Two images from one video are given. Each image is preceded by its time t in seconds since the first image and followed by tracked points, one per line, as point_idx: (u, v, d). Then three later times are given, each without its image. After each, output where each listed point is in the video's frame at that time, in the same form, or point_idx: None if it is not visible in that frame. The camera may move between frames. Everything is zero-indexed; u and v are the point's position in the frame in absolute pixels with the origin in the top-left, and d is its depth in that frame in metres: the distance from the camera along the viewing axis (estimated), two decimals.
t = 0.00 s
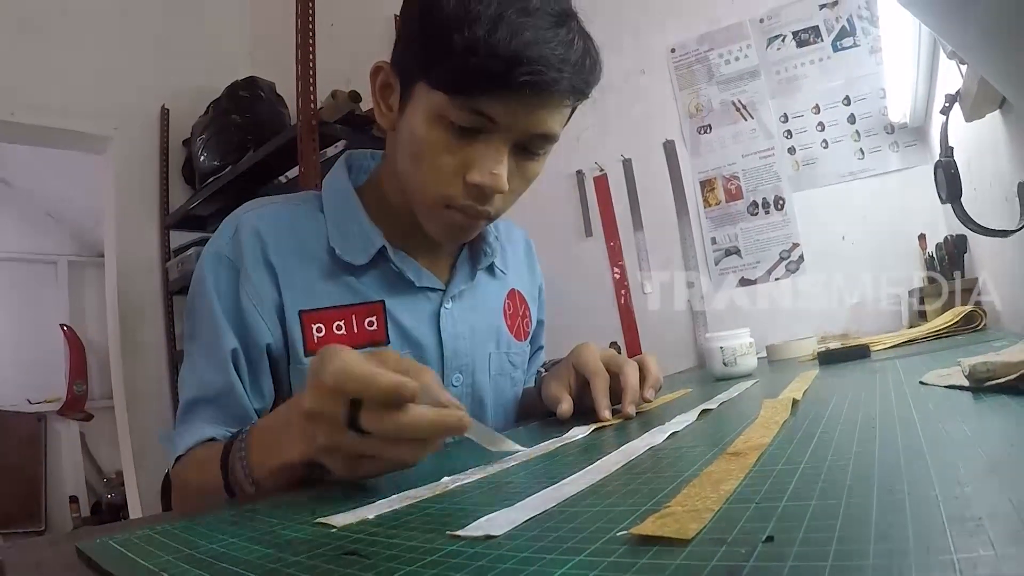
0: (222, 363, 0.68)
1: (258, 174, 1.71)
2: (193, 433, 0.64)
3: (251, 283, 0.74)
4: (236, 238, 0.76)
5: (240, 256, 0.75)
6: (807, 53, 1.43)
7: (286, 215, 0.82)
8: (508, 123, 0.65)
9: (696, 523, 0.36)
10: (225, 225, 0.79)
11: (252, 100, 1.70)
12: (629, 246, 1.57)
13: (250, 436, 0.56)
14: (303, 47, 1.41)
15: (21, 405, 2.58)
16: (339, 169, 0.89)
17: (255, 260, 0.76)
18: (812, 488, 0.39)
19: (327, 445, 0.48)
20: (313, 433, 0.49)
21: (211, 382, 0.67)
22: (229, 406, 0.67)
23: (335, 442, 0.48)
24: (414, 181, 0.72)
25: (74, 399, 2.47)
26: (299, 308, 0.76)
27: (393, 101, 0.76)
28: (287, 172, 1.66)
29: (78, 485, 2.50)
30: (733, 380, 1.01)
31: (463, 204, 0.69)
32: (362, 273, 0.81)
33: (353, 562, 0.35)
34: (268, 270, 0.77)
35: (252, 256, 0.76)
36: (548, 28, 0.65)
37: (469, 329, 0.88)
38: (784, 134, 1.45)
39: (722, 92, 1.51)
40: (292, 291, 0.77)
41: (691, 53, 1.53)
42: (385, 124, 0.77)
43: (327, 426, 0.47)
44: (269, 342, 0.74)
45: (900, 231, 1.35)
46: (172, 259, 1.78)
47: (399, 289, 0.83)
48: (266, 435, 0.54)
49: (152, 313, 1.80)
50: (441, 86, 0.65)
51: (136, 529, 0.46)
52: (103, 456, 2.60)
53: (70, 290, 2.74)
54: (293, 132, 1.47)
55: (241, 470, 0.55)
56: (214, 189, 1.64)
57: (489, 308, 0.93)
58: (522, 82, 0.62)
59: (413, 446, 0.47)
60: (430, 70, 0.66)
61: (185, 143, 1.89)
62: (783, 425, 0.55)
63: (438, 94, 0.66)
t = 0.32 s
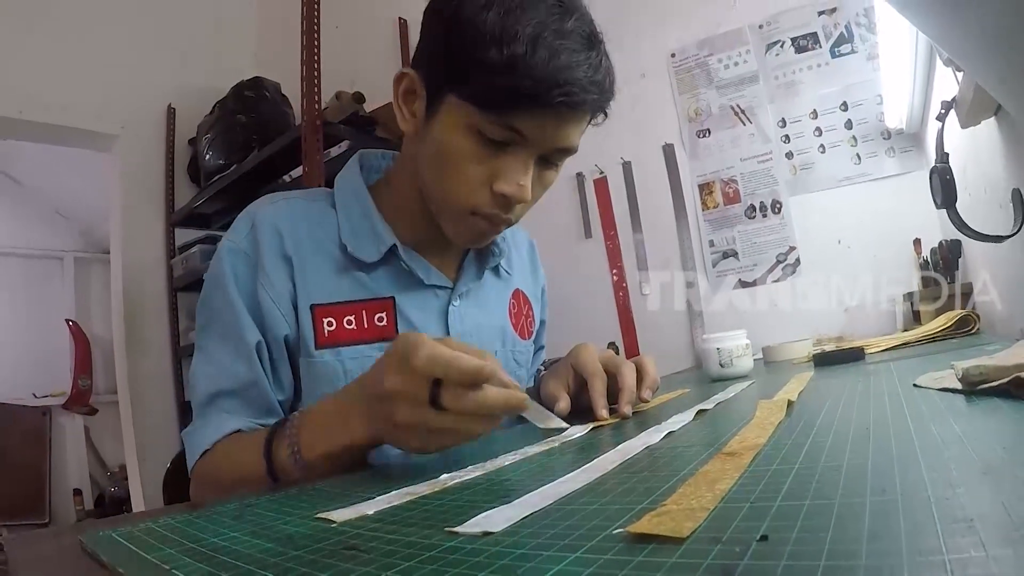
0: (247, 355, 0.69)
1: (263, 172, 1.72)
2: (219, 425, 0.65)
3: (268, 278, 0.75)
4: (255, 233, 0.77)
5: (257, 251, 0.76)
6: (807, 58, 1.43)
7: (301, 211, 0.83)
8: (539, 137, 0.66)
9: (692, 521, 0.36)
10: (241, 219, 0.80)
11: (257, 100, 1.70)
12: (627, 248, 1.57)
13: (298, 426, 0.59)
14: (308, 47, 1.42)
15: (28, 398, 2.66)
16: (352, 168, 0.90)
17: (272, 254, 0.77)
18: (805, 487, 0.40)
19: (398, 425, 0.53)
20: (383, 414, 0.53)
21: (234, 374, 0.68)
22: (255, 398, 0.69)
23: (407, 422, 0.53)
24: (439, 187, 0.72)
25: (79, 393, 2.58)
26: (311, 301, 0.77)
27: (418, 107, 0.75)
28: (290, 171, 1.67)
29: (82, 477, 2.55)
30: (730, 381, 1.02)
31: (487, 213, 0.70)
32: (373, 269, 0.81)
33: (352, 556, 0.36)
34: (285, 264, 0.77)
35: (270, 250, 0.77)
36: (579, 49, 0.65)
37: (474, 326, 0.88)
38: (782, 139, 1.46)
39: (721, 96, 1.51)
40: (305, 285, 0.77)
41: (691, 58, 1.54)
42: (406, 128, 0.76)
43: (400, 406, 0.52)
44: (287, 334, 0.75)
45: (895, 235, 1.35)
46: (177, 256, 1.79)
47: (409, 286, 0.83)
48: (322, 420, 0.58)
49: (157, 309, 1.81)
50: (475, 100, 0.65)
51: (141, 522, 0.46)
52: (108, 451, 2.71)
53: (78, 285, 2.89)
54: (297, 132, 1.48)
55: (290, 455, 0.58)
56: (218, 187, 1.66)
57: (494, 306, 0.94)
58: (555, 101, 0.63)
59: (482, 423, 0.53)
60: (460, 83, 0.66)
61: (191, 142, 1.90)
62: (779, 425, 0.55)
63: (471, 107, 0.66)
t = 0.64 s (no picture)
0: (266, 350, 0.70)
1: (267, 172, 1.73)
2: (234, 419, 0.66)
3: (281, 274, 0.75)
4: (268, 227, 0.77)
5: (271, 246, 0.76)
6: (805, 64, 1.43)
7: (312, 208, 0.83)
8: (562, 150, 0.67)
9: (687, 519, 0.37)
10: (254, 214, 0.80)
11: (262, 100, 1.72)
12: (626, 250, 1.58)
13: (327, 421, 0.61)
14: (313, 48, 1.44)
15: (33, 392, 2.73)
16: (362, 168, 0.91)
17: (286, 250, 0.77)
18: (800, 488, 0.40)
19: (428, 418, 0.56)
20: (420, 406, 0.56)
21: (249, 369, 0.68)
22: (271, 391, 0.69)
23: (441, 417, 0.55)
24: (461, 197, 0.72)
25: (84, 387, 2.63)
26: (322, 298, 0.77)
27: (439, 117, 0.73)
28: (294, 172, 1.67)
29: (86, 471, 2.67)
30: (725, 382, 1.02)
31: (509, 223, 0.71)
32: (384, 267, 0.82)
33: (352, 551, 0.37)
34: (298, 260, 0.78)
35: (284, 245, 0.77)
36: (603, 65, 0.66)
37: (479, 326, 0.89)
38: (779, 144, 1.46)
39: (720, 100, 1.52)
40: (318, 281, 0.78)
41: (691, 62, 1.54)
42: (425, 136, 0.75)
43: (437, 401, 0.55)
44: (299, 329, 0.75)
45: (890, 240, 1.36)
46: (181, 253, 1.81)
47: (417, 285, 0.84)
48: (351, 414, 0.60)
49: (161, 306, 1.83)
50: (504, 115, 0.65)
51: (144, 516, 0.47)
52: (111, 445, 2.79)
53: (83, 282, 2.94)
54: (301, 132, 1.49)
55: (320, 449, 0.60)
56: (224, 186, 1.67)
57: (497, 306, 0.94)
58: (581, 117, 0.64)
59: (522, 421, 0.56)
60: (485, 93, 0.66)
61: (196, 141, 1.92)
62: (774, 426, 0.56)
63: (500, 121, 0.66)
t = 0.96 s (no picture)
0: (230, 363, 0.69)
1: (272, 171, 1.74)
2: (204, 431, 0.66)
3: (260, 286, 0.76)
4: (246, 239, 0.78)
5: (251, 260, 0.77)
6: (803, 71, 1.44)
7: (292, 217, 0.83)
8: (478, 112, 0.65)
9: (683, 517, 0.37)
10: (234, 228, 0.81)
11: (267, 101, 1.74)
12: (625, 251, 1.59)
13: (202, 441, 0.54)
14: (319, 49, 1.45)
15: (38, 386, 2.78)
16: (343, 171, 0.91)
17: (264, 263, 0.78)
18: (794, 488, 0.41)
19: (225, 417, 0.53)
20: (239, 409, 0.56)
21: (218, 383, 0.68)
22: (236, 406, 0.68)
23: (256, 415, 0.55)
24: (398, 175, 0.74)
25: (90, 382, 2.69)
26: (306, 308, 0.79)
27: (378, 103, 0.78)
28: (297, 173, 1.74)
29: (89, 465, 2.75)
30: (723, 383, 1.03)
31: (439, 195, 0.71)
32: (369, 272, 0.83)
33: (352, 546, 0.37)
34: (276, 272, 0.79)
35: (262, 258, 0.78)
36: (515, 18, 0.66)
37: (468, 325, 0.89)
38: (777, 148, 1.47)
39: (718, 105, 1.53)
40: (298, 292, 0.79)
41: (691, 67, 1.55)
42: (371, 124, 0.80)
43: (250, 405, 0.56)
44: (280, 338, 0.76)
45: (887, 244, 1.37)
46: (187, 251, 1.83)
47: (403, 289, 0.85)
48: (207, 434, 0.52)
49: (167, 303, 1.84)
50: (410, 83, 0.67)
51: (146, 510, 0.47)
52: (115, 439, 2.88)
53: (90, 275, 2.99)
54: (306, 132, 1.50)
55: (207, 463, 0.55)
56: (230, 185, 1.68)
57: (486, 305, 0.95)
58: (493, 71, 0.63)
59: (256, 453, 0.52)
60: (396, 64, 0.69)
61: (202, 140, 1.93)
62: (769, 427, 0.56)
63: (407, 90, 0.68)
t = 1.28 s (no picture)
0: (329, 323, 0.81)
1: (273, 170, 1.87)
2: (315, 389, 0.75)
3: (337, 262, 0.88)
4: (315, 225, 0.91)
5: (323, 242, 0.89)
6: (801, 76, 1.44)
7: (344, 212, 0.97)
8: (547, 136, 0.96)
9: (678, 516, 0.38)
10: (296, 218, 0.92)
11: (271, 100, 1.82)
12: (624, 253, 1.62)
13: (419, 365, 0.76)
14: (323, 55, 1.59)
15: (46, 379, 2.96)
16: (380, 181, 1.07)
17: (335, 243, 0.90)
18: (788, 487, 0.41)
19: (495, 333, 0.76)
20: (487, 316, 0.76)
21: (320, 345, 0.79)
22: (339, 364, 0.80)
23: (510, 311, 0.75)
24: (483, 182, 0.94)
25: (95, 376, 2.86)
26: (370, 283, 0.92)
27: (457, 126, 0.95)
28: (301, 172, 1.85)
29: (94, 458, 2.86)
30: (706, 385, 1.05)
31: (521, 195, 0.96)
32: (412, 256, 0.99)
33: (350, 541, 0.38)
34: (346, 252, 0.91)
35: (332, 240, 0.90)
36: (563, 73, 0.98)
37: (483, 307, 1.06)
38: (774, 153, 1.47)
39: (717, 110, 1.53)
40: (363, 269, 0.92)
41: (690, 72, 1.56)
42: (444, 144, 0.96)
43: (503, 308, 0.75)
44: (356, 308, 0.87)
45: (879, 249, 1.37)
46: (191, 247, 2.06)
47: (439, 270, 1.02)
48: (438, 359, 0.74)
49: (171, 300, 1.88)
50: (512, 115, 0.92)
51: (149, 502, 0.48)
52: (119, 433, 3.02)
53: (95, 272, 3.21)
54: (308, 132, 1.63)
55: (424, 398, 0.73)
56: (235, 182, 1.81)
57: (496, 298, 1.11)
58: (560, 110, 0.96)
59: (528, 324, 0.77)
60: (494, 105, 0.92)
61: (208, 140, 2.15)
62: (764, 428, 0.57)
63: (508, 119, 0.93)
